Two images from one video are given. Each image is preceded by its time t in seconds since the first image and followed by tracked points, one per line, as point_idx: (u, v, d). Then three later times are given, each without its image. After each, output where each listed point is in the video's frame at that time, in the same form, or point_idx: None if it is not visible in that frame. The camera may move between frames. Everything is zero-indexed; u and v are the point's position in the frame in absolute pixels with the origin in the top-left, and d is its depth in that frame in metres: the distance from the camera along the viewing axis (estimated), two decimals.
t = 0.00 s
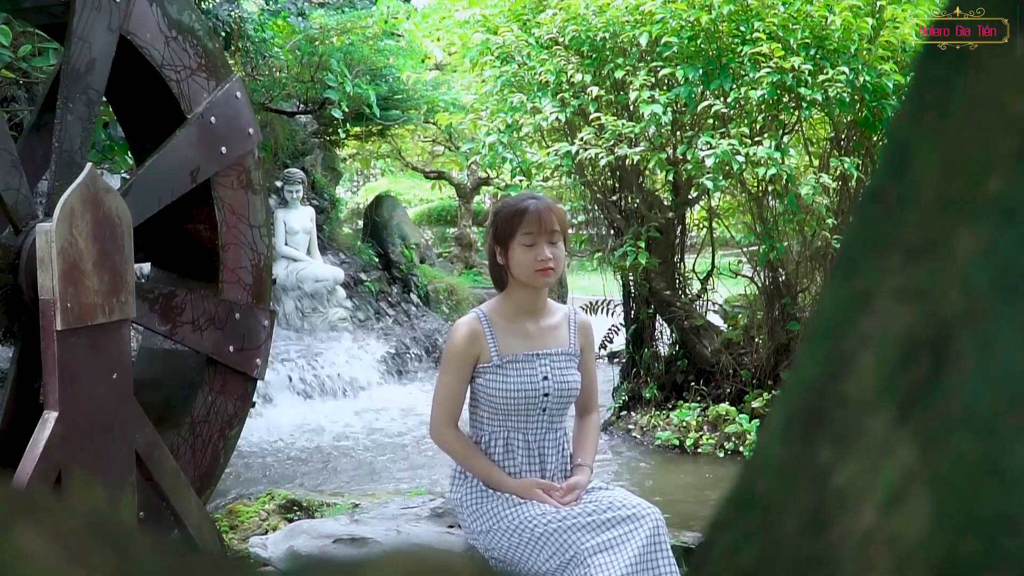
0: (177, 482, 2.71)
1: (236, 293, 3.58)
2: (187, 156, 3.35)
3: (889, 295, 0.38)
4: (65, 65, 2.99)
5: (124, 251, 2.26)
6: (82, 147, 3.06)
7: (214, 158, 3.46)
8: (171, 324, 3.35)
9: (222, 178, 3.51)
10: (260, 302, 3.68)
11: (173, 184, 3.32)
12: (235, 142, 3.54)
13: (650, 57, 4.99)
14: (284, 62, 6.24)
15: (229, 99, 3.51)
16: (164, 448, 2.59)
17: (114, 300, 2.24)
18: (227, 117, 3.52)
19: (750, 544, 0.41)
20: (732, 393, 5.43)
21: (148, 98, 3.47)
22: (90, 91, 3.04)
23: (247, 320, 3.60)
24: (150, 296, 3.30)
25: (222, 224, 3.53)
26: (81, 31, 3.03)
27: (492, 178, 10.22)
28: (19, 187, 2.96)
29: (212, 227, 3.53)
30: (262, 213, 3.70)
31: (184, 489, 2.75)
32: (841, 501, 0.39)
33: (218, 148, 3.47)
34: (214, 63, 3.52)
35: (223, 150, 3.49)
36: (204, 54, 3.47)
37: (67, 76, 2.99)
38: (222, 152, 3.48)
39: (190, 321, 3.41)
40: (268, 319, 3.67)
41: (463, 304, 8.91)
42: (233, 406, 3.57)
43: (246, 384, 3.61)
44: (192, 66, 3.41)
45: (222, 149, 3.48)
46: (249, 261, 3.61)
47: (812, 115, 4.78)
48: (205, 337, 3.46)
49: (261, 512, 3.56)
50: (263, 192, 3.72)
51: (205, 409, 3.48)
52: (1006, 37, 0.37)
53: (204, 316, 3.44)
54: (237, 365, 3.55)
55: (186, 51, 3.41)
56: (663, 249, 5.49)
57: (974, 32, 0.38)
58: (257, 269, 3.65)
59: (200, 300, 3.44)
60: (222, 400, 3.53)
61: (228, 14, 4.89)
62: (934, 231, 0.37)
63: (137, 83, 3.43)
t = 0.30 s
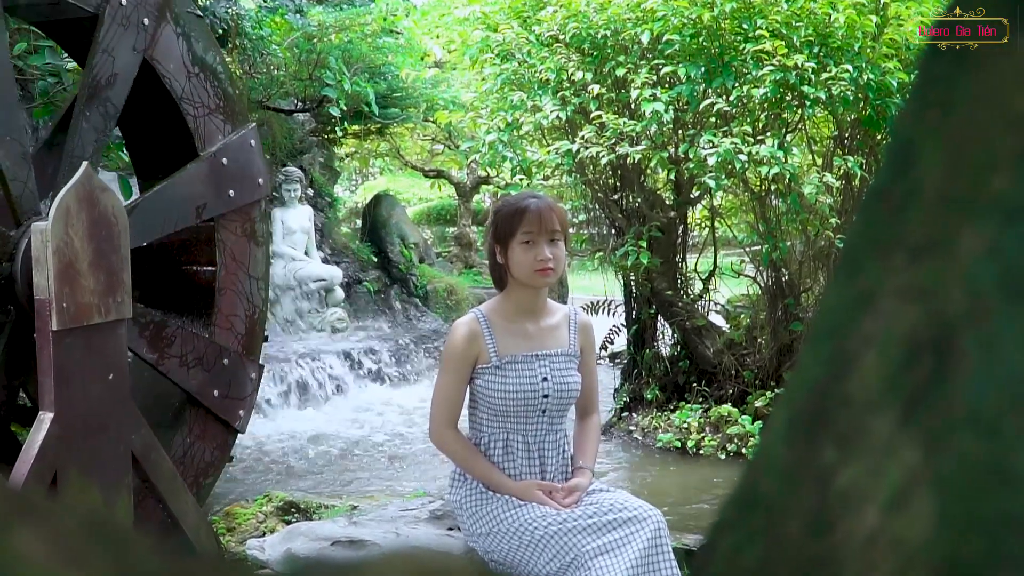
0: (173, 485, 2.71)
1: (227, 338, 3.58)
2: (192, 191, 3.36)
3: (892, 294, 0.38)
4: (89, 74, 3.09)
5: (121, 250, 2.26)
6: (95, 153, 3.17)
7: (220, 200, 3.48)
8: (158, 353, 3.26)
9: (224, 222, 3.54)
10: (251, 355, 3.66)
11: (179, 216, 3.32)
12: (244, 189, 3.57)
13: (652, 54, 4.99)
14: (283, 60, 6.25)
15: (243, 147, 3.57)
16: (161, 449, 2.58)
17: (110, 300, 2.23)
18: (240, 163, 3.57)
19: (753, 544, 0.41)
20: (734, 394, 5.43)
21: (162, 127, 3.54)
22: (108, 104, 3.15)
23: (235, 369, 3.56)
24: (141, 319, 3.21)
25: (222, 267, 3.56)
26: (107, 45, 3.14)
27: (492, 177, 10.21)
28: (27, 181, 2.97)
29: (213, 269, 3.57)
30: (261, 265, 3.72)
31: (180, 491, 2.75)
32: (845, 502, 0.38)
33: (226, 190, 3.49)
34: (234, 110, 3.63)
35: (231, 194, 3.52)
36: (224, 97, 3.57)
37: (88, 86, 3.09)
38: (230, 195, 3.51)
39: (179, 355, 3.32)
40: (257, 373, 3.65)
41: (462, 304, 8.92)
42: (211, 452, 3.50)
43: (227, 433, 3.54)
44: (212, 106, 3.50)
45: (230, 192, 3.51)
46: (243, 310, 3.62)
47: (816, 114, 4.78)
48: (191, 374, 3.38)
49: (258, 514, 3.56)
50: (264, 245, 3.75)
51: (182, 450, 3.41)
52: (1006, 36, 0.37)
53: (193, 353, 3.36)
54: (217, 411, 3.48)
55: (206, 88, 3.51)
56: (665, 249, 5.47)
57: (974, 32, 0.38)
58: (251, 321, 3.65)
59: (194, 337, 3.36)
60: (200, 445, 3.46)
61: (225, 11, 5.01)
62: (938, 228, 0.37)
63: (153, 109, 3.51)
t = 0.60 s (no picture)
0: (169, 486, 2.71)
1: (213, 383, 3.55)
2: (196, 225, 3.38)
3: (897, 294, 0.37)
4: (108, 88, 3.15)
5: (117, 250, 2.26)
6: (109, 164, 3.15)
7: (223, 241, 3.49)
8: (143, 378, 3.23)
9: (225, 264, 3.56)
10: (236, 404, 3.62)
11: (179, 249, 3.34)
12: (246, 233, 3.60)
13: (653, 52, 4.99)
14: (280, 56, 6.24)
15: (251, 194, 3.62)
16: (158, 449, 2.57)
17: (106, 300, 2.23)
18: (246, 207, 3.61)
19: (756, 545, 0.41)
20: (736, 395, 5.43)
21: (170, 158, 3.59)
22: (123, 119, 3.18)
23: (218, 414, 3.51)
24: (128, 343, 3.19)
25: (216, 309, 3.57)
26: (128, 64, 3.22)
27: (492, 175, 10.18)
28: (33, 176, 2.94)
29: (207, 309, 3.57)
30: (256, 315, 3.73)
31: (177, 492, 2.74)
32: (847, 504, 0.38)
33: (229, 233, 3.51)
34: (246, 156, 3.70)
35: (233, 235, 3.54)
36: (237, 141, 3.65)
37: (104, 100, 3.14)
38: (231, 238, 3.53)
39: (163, 385, 3.29)
40: (238, 423, 3.59)
41: (462, 304, 8.93)
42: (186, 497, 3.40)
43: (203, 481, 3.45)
44: (224, 146, 3.58)
45: (233, 234, 3.53)
46: (232, 356, 3.60)
47: (819, 111, 4.78)
48: (173, 409, 3.34)
49: (256, 516, 3.55)
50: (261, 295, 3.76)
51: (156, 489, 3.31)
52: (1005, 37, 0.36)
53: (176, 386, 3.33)
54: (196, 455, 3.41)
55: (220, 127, 3.59)
56: (667, 248, 5.47)
57: (974, 32, 0.38)
58: (240, 370, 3.63)
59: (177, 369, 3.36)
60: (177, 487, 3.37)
61: (223, 8, 5.12)
62: (941, 228, 0.36)
63: (164, 139, 3.57)
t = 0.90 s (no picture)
0: (168, 487, 2.70)
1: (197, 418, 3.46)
2: (195, 254, 3.37)
3: (901, 292, 0.37)
4: (122, 104, 3.21)
5: (115, 249, 2.26)
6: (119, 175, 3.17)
7: (219, 275, 3.47)
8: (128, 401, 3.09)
9: (219, 299, 3.54)
10: (218, 444, 3.51)
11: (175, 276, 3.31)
12: (245, 273, 3.58)
13: (655, 49, 4.98)
14: (278, 54, 6.22)
15: (253, 237, 3.60)
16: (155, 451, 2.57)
17: (104, 299, 2.24)
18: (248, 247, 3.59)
19: (758, 546, 0.41)
20: (739, 395, 5.43)
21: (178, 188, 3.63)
22: (134, 136, 3.22)
23: (200, 449, 3.38)
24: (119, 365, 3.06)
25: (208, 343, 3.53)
26: (145, 84, 3.29)
27: (493, 172, 10.17)
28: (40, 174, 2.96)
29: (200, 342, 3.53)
30: (247, 358, 3.68)
31: (176, 493, 2.74)
32: (852, 504, 0.38)
33: (226, 269, 3.49)
34: (253, 199, 3.71)
35: (231, 271, 3.51)
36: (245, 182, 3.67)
37: (119, 114, 3.20)
38: (230, 274, 3.50)
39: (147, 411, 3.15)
40: (220, 462, 3.46)
41: (463, 303, 8.93)
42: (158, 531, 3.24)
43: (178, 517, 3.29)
44: (232, 183, 3.61)
45: (231, 271, 3.51)
46: (220, 395, 3.53)
47: (823, 108, 4.70)
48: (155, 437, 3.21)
49: (254, 516, 3.55)
50: (254, 339, 3.72)
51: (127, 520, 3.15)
52: (1005, 36, 0.37)
53: (161, 413, 3.20)
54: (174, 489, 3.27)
55: (229, 163, 3.62)
56: (669, 246, 5.47)
57: (973, 31, 0.38)
58: (226, 409, 3.55)
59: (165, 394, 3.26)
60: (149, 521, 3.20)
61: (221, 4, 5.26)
62: (945, 228, 0.36)
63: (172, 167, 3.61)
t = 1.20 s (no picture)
0: (165, 488, 2.69)
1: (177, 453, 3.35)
2: (192, 287, 3.36)
3: (905, 291, 0.37)
4: (134, 120, 3.17)
5: (111, 247, 2.25)
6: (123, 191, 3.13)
7: (214, 311, 3.44)
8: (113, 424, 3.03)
9: (212, 335, 3.49)
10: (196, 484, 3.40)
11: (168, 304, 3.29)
12: (241, 314, 3.55)
13: (657, 45, 4.97)
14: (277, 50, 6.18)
15: (252, 279, 3.58)
16: (153, 451, 2.56)
17: (101, 298, 2.23)
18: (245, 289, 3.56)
19: (759, 548, 0.41)
20: (742, 394, 5.42)
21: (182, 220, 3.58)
22: (143, 154, 3.18)
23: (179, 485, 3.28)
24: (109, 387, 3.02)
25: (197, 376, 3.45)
26: (159, 105, 3.26)
27: (494, 170, 10.18)
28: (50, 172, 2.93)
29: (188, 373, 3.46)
30: (235, 401, 3.60)
31: (172, 494, 2.73)
32: (857, 504, 0.38)
33: (222, 307, 3.47)
34: (255, 242, 3.67)
35: (225, 309, 3.49)
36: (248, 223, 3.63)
37: (130, 132, 3.16)
38: (225, 311, 3.48)
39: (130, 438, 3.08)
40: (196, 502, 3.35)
41: (462, 302, 8.93)
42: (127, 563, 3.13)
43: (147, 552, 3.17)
44: (235, 223, 3.56)
45: (226, 308, 3.49)
46: (203, 434, 3.43)
47: (827, 106, 4.72)
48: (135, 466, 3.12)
49: (252, 518, 3.55)
50: (242, 383, 3.65)
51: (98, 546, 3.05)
52: (1005, 37, 0.36)
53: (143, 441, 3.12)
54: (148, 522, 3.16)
55: (234, 202, 3.58)
56: (671, 245, 5.50)
57: (974, 30, 0.37)
58: (207, 449, 3.44)
59: (139, 425, 3.19)
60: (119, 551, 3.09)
61: None
62: (949, 228, 0.36)
63: (175, 198, 3.55)
